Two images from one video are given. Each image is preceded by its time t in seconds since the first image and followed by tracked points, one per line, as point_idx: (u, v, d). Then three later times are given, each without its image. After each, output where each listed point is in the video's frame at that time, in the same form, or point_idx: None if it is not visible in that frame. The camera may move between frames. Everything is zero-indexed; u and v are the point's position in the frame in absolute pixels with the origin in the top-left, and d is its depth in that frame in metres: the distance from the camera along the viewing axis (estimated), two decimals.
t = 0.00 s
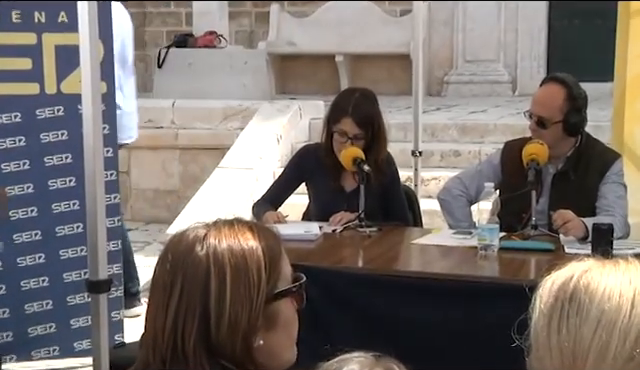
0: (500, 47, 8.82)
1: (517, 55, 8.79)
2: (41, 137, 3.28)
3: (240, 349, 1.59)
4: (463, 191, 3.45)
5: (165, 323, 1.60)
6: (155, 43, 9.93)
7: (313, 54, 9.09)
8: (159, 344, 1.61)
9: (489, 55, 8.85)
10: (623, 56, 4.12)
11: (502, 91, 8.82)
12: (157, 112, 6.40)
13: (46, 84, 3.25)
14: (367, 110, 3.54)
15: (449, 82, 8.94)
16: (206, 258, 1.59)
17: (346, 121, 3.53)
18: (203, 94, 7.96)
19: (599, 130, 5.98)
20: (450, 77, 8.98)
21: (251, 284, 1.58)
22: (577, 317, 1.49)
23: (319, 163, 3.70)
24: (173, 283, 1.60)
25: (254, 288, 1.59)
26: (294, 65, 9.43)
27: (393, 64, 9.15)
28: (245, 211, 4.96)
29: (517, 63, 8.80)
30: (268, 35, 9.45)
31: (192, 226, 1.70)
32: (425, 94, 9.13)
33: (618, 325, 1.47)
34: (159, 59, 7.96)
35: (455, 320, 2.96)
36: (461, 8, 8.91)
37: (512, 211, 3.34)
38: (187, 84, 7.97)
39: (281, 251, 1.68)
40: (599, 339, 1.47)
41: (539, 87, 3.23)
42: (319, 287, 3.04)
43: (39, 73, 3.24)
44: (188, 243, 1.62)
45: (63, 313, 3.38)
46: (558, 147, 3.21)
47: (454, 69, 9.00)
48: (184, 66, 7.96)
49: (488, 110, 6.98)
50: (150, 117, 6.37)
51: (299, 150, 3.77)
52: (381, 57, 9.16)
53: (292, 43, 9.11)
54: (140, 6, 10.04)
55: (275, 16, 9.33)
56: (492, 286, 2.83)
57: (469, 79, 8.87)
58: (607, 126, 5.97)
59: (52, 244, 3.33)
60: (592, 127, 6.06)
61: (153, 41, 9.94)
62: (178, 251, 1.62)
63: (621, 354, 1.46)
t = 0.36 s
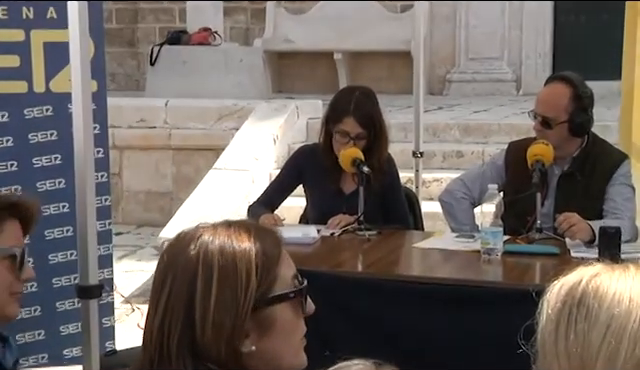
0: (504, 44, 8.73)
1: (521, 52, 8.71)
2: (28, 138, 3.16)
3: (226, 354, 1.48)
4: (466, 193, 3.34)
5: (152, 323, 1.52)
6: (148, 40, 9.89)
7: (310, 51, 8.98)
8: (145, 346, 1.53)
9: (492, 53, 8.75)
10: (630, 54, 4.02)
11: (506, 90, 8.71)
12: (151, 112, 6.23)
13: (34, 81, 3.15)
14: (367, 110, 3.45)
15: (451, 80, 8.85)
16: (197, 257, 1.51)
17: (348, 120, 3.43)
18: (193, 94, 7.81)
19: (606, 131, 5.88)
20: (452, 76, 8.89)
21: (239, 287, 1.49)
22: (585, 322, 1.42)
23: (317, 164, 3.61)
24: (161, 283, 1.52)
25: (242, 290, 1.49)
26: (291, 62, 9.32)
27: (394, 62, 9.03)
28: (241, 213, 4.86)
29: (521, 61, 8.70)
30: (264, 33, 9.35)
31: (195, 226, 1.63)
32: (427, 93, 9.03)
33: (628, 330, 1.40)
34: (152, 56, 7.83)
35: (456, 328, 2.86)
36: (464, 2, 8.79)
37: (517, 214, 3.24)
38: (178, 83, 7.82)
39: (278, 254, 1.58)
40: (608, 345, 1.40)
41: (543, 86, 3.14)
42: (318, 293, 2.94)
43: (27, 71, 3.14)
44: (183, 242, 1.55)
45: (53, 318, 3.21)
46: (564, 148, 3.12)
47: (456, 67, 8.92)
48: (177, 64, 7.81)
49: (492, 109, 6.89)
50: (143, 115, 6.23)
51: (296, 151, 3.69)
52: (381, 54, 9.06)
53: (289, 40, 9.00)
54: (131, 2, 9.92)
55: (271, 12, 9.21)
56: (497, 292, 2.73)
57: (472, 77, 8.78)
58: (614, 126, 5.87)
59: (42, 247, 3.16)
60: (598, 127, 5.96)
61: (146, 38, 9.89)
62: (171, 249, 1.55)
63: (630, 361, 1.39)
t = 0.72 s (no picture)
0: (509, 44, 8.61)
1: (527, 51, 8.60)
2: (16, 139, 3.05)
3: (224, 361, 1.43)
4: (469, 196, 3.25)
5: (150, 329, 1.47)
6: (140, 38, 9.77)
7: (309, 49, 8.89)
8: (142, 353, 1.48)
9: (496, 52, 8.64)
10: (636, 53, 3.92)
11: (511, 89, 8.55)
12: (144, 112, 6.12)
13: (23, 80, 3.05)
14: (369, 111, 3.35)
15: (454, 80, 8.74)
16: (196, 261, 1.46)
17: (354, 122, 3.33)
18: (190, 94, 7.49)
19: (614, 132, 5.80)
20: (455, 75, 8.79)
21: (239, 293, 1.44)
22: (591, 330, 1.30)
23: (316, 166, 3.51)
24: (159, 287, 1.47)
25: (242, 297, 1.44)
26: (288, 60, 9.22)
27: (394, 61, 8.93)
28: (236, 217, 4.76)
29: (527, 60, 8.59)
30: (261, 31, 9.21)
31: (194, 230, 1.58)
32: (429, 93, 8.91)
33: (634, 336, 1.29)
34: (145, 54, 7.57)
35: (459, 336, 2.77)
36: (468, 1, 8.70)
37: (522, 217, 3.14)
38: (174, 82, 7.52)
39: (279, 258, 1.53)
40: (614, 352, 1.30)
41: (549, 86, 3.04)
42: (319, 299, 2.83)
43: (16, 70, 3.04)
44: (182, 245, 1.50)
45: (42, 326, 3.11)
46: (572, 149, 3.02)
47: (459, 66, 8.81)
48: (172, 63, 7.53)
49: (495, 109, 6.79)
50: (136, 116, 6.13)
51: (295, 153, 3.59)
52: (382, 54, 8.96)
53: (287, 38, 8.93)
54: None
55: (268, 9, 9.11)
56: (501, 299, 2.63)
57: (476, 76, 8.65)
58: (622, 126, 5.77)
59: (30, 252, 3.07)
60: (605, 128, 5.84)
61: (138, 36, 9.78)
62: (170, 253, 1.49)
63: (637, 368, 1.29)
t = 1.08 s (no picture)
0: (513, 42, 8.44)
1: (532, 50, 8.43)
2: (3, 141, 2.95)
3: None
4: (473, 201, 3.16)
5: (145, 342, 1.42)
6: (133, 37, 9.68)
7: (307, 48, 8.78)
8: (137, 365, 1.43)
9: (501, 51, 8.48)
10: None
11: (516, 90, 8.39)
12: (136, 113, 5.97)
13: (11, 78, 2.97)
14: (366, 115, 3.26)
15: (457, 80, 8.58)
16: (194, 271, 1.40)
17: (344, 130, 3.24)
18: (184, 94, 7.34)
19: (621, 134, 5.72)
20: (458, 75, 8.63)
21: (240, 305, 1.39)
22: (598, 338, 1.31)
23: (315, 170, 3.41)
24: (155, 300, 1.41)
25: (243, 308, 1.39)
26: (286, 60, 9.11)
27: (396, 60, 8.81)
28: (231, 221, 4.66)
29: (533, 59, 8.41)
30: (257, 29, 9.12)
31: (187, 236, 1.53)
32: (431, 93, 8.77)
33: None
34: (138, 54, 7.39)
35: (463, 345, 2.67)
36: None
37: (527, 222, 3.05)
38: (168, 82, 7.34)
39: (279, 266, 1.48)
40: (622, 361, 1.30)
41: (555, 87, 2.96)
42: (317, 307, 2.74)
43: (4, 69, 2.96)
44: (177, 254, 1.44)
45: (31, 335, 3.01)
46: (578, 153, 2.94)
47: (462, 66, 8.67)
48: (164, 63, 7.31)
49: (499, 110, 6.68)
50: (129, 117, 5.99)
51: (294, 156, 3.50)
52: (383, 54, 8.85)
53: (285, 37, 8.83)
54: None
55: (265, 6, 9.02)
56: (506, 307, 2.54)
57: (479, 76, 8.49)
58: (630, 128, 5.65)
59: (18, 260, 2.97)
60: (613, 130, 5.73)
61: (131, 35, 9.69)
62: (165, 262, 1.44)
63: None
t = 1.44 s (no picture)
0: (517, 39, 8.20)
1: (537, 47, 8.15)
2: None
3: None
4: (476, 202, 3.07)
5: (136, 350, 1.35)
6: (124, 33, 9.56)
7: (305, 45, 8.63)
8: None
9: (505, 48, 8.22)
10: None
11: (520, 87, 8.16)
12: (129, 112, 5.74)
13: None
14: (367, 114, 3.17)
15: (460, 77, 8.32)
16: (187, 276, 1.34)
17: (343, 126, 3.15)
18: (178, 91, 7.23)
19: (630, 133, 5.57)
20: (461, 72, 8.36)
21: (236, 310, 1.33)
22: (596, 334, 1.27)
23: (314, 170, 3.32)
24: (146, 306, 1.34)
25: (239, 314, 1.33)
26: (283, 57, 8.96)
27: (396, 58, 8.65)
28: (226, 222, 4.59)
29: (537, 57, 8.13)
30: (253, 24, 9.00)
31: (177, 239, 1.45)
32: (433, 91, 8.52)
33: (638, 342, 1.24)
34: (129, 50, 7.20)
35: (467, 352, 2.56)
36: None
37: (532, 224, 2.97)
38: (161, 79, 7.19)
39: (274, 269, 1.43)
40: (620, 356, 1.25)
41: (561, 84, 2.87)
42: (315, 312, 2.64)
43: None
44: (168, 258, 1.37)
45: (18, 340, 2.92)
46: (585, 153, 2.85)
47: (465, 62, 8.39)
48: (158, 59, 7.17)
49: (502, 109, 6.56)
50: (119, 116, 5.75)
51: (291, 150, 3.41)
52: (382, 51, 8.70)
53: (281, 33, 8.70)
54: None
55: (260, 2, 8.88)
56: (510, 312, 2.45)
57: (482, 74, 8.24)
58: (638, 127, 5.53)
59: (5, 263, 2.88)
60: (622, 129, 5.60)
61: (122, 31, 9.57)
62: (155, 267, 1.37)
63: None
